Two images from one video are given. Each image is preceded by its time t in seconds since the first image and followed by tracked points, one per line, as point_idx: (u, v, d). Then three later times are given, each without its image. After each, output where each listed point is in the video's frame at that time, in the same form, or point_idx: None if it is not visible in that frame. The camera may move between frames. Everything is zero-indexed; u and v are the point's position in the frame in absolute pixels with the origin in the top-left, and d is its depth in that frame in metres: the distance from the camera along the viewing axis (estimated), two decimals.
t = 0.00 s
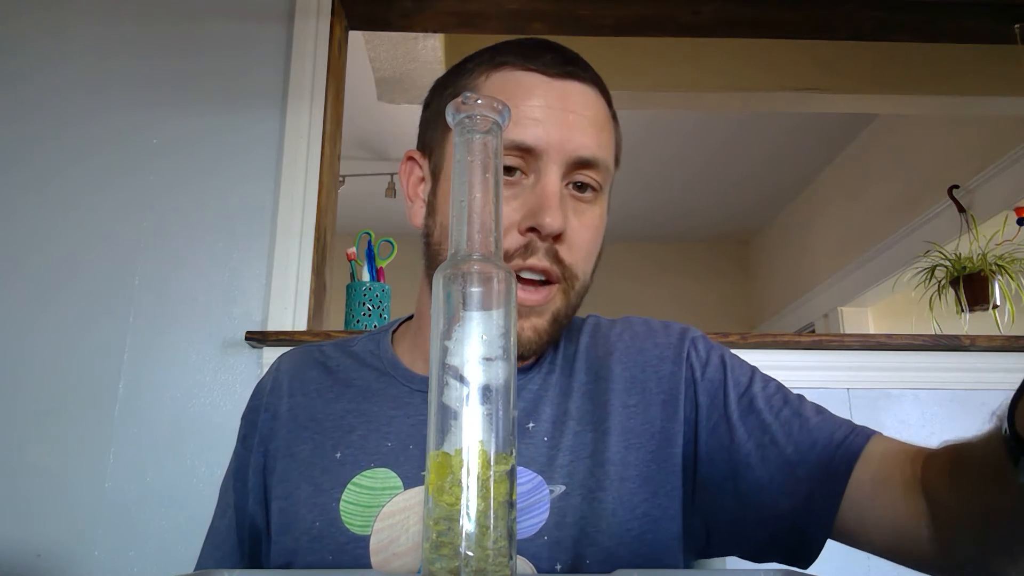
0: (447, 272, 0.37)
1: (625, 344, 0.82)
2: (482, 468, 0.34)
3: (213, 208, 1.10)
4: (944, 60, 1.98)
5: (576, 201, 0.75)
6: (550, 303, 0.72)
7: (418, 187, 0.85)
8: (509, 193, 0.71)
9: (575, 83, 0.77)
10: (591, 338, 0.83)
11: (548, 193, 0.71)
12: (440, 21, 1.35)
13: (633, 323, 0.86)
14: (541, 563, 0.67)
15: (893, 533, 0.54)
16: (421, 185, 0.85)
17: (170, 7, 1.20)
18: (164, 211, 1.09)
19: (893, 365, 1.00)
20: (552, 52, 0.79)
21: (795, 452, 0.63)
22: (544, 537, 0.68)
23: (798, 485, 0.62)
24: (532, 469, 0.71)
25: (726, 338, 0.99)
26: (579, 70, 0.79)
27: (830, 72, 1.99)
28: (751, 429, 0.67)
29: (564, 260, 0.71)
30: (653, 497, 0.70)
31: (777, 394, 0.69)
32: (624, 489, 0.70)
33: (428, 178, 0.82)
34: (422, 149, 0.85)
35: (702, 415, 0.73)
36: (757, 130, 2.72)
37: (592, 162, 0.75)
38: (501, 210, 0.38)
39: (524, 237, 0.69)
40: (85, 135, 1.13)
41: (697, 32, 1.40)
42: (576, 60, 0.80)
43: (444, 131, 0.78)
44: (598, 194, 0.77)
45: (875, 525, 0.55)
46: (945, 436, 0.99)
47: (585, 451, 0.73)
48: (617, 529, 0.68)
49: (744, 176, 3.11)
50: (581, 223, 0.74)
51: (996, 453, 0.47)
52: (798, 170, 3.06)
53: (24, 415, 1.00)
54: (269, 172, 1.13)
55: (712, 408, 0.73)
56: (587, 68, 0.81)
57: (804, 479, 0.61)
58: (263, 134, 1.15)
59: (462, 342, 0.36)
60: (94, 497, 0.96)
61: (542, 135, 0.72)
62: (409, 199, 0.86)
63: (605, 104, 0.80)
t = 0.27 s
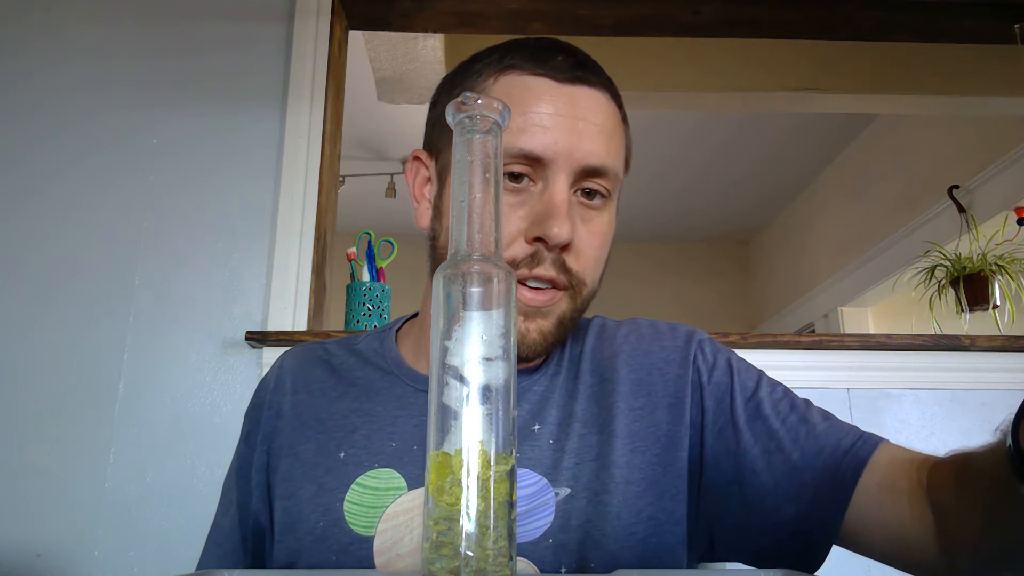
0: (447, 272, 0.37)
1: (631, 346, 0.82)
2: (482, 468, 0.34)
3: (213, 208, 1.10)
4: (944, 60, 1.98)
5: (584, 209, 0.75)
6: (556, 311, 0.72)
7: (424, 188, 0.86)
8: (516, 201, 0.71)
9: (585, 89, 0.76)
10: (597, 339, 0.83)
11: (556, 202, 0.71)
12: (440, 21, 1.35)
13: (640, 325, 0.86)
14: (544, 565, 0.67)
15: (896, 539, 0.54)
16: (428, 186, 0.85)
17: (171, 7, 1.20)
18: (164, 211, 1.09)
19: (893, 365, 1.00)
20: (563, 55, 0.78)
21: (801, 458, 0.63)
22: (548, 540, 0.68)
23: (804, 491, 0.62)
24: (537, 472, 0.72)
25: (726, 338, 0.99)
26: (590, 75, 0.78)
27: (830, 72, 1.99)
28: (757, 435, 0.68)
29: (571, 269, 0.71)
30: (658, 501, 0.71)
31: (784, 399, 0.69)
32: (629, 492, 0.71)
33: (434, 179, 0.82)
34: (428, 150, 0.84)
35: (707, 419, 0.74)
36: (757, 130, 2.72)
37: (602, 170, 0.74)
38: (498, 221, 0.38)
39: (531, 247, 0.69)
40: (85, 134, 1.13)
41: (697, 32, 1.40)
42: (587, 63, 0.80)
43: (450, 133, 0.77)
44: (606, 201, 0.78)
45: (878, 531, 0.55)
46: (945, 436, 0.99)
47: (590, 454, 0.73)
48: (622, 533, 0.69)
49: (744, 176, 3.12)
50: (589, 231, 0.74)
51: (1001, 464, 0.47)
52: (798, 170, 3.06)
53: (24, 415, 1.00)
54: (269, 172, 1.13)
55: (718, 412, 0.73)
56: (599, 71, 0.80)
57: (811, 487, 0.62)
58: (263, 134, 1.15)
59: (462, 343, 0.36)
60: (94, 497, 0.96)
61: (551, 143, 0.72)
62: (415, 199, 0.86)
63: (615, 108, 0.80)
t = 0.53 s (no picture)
0: (447, 272, 0.37)
1: (636, 349, 0.82)
2: (482, 468, 0.34)
3: (213, 209, 1.10)
4: (944, 59, 1.98)
5: (596, 212, 0.75)
6: (567, 314, 0.72)
7: (434, 188, 0.85)
8: (528, 203, 0.72)
9: (598, 91, 0.76)
10: (603, 341, 0.83)
11: (567, 205, 0.71)
12: (440, 21, 1.35)
13: (646, 327, 0.86)
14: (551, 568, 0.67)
15: (902, 544, 0.54)
16: (437, 187, 0.85)
17: (171, 7, 1.20)
18: (164, 211, 1.09)
19: (894, 365, 1.00)
20: (577, 57, 0.78)
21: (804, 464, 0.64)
22: (555, 542, 0.68)
23: (807, 497, 0.62)
24: (543, 474, 0.72)
25: (726, 338, 0.99)
26: (604, 78, 0.78)
27: (829, 72, 1.99)
28: (763, 439, 0.68)
29: (581, 272, 0.71)
30: (664, 503, 0.71)
31: (791, 403, 0.70)
32: (635, 495, 0.71)
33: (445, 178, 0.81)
34: (438, 151, 0.84)
35: (714, 423, 0.74)
36: (756, 130, 2.72)
37: (614, 173, 0.74)
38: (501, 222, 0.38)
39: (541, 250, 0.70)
40: (84, 134, 1.13)
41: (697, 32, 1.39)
42: (601, 66, 0.79)
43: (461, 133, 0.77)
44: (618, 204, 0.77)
45: (883, 536, 0.55)
46: (944, 436, 0.99)
47: (597, 456, 0.73)
48: (628, 536, 0.69)
49: (744, 176, 3.12)
50: (600, 234, 0.75)
51: (1006, 466, 0.47)
52: (798, 170, 3.06)
53: (24, 415, 1.00)
54: (269, 172, 1.13)
55: (724, 416, 0.73)
56: (612, 74, 0.80)
57: (814, 491, 0.62)
58: (263, 134, 1.15)
59: (462, 343, 0.36)
60: (94, 497, 0.96)
61: (563, 147, 0.72)
62: (426, 200, 0.86)
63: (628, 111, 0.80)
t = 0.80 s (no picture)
0: (447, 272, 0.37)
1: (635, 349, 0.82)
2: (482, 468, 0.34)
3: (214, 209, 1.10)
4: (943, 59, 1.99)
5: (597, 212, 0.75)
6: (568, 315, 0.73)
7: (438, 190, 0.85)
8: (530, 203, 0.72)
9: (600, 93, 0.76)
10: (604, 340, 0.83)
11: (568, 207, 0.71)
12: (440, 21, 1.35)
13: (646, 327, 0.86)
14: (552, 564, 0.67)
15: (897, 547, 0.54)
16: (441, 188, 0.85)
17: (170, 7, 1.20)
18: (164, 210, 1.09)
19: (894, 365, 1.00)
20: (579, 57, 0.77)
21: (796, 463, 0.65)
22: (557, 538, 0.68)
23: (799, 494, 0.63)
24: (547, 472, 0.71)
25: (726, 338, 0.99)
26: (606, 78, 0.78)
27: (829, 72, 1.99)
28: (756, 438, 0.69)
29: (582, 273, 0.72)
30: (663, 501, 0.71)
31: (786, 403, 0.71)
32: (635, 493, 0.71)
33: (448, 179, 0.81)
34: (443, 152, 0.84)
35: (711, 421, 0.74)
36: (757, 130, 2.72)
37: (616, 174, 0.74)
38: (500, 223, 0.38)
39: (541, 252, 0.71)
40: (84, 134, 1.13)
41: (697, 32, 1.39)
42: (603, 66, 0.79)
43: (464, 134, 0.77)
44: (620, 204, 0.78)
45: (876, 537, 0.55)
46: (944, 436, 0.99)
47: (598, 454, 0.73)
48: (628, 533, 0.69)
49: (744, 176, 3.12)
50: (601, 235, 0.75)
51: (985, 459, 0.47)
52: (798, 170, 3.06)
53: (25, 415, 1.00)
54: (270, 172, 1.14)
55: (720, 414, 0.74)
56: (615, 74, 0.79)
57: (805, 488, 0.63)
58: (263, 135, 1.15)
59: (462, 343, 0.36)
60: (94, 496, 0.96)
61: (565, 149, 0.72)
62: (431, 201, 0.86)
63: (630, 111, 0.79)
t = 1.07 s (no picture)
0: (446, 271, 0.37)
1: (630, 345, 0.82)
2: (482, 468, 0.34)
3: (215, 210, 1.10)
4: (943, 59, 1.99)
5: (596, 210, 0.75)
6: (568, 311, 0.74)
7: (439, 189, 0.85)
8: (529, 201, 0.73)
9: (599, 92, 0.75)
10: (602, 338, 0.83)
11: (567, 204, 0.71)
12: (440, 21, 1.35)
13: (642, 326, 0.86)
14: (553, 557, 0.67)
15: (891, 549, 0.53)
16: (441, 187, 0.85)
17: (170, 8, 1.20)
18: (163, 210, 1.10)
19: (894, 365, 1.00)
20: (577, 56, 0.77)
21: (784, 458, 0.64)
22: (557, 531, 0.68)
23: (787, 487, 0.63)
24: (548, 466, 0.72)
25: (726, 338, 0.99)
26: (604, 76, 0.77)
27: (829, 72, 1.99)
28: (745, 432, 0.69)
29: (581, 270, 0.72)
30: (659, 496, 0.71)
31: (776, 398, 0.70)
32: (633, 488, 0.71)
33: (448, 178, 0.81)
34: (444, 153, 0.84)
35: (704, 416, 0.74)
36: (757, 130, 2.72)
37: (615, 172, 0.74)
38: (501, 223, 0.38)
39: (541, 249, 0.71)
40: (84, 135, 1.13)
41: (697, 32, 1.39)
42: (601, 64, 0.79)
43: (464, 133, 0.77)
44: (619, 201, 0.78)
45: (865, 533, 0.55)
46: (944, 436, 0.99)
47: (598, 449, 0.73)
48: (625, 526, 0.69)
49: (744, 176, 3.12)
50: (600, 231, 0.75)
51: (974, 453, 0.47)
52: (798, 170, 3.06)
53: (25, 415, 1.00)
54: (270, 173, 1.13)
55: (712, 409, 0.74)
56: (612, 73, 0.79)
57: (792, 482, 0.62)
58: (264, 135, 1.15)
59: (463, 344, 0.37)
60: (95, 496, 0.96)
61: (564, 147, 0.72)
62: (431, 201, 0.87)
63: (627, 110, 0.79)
